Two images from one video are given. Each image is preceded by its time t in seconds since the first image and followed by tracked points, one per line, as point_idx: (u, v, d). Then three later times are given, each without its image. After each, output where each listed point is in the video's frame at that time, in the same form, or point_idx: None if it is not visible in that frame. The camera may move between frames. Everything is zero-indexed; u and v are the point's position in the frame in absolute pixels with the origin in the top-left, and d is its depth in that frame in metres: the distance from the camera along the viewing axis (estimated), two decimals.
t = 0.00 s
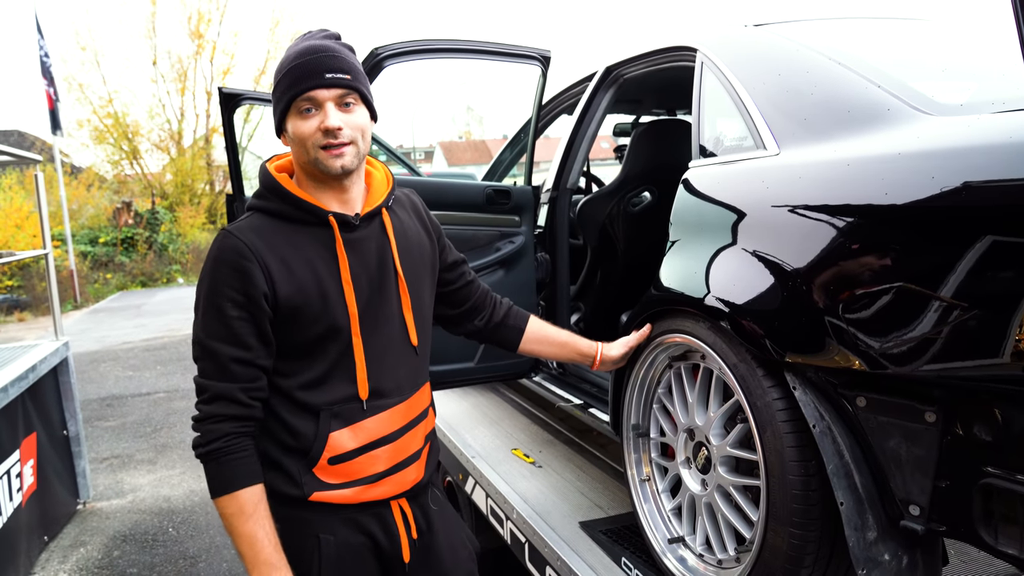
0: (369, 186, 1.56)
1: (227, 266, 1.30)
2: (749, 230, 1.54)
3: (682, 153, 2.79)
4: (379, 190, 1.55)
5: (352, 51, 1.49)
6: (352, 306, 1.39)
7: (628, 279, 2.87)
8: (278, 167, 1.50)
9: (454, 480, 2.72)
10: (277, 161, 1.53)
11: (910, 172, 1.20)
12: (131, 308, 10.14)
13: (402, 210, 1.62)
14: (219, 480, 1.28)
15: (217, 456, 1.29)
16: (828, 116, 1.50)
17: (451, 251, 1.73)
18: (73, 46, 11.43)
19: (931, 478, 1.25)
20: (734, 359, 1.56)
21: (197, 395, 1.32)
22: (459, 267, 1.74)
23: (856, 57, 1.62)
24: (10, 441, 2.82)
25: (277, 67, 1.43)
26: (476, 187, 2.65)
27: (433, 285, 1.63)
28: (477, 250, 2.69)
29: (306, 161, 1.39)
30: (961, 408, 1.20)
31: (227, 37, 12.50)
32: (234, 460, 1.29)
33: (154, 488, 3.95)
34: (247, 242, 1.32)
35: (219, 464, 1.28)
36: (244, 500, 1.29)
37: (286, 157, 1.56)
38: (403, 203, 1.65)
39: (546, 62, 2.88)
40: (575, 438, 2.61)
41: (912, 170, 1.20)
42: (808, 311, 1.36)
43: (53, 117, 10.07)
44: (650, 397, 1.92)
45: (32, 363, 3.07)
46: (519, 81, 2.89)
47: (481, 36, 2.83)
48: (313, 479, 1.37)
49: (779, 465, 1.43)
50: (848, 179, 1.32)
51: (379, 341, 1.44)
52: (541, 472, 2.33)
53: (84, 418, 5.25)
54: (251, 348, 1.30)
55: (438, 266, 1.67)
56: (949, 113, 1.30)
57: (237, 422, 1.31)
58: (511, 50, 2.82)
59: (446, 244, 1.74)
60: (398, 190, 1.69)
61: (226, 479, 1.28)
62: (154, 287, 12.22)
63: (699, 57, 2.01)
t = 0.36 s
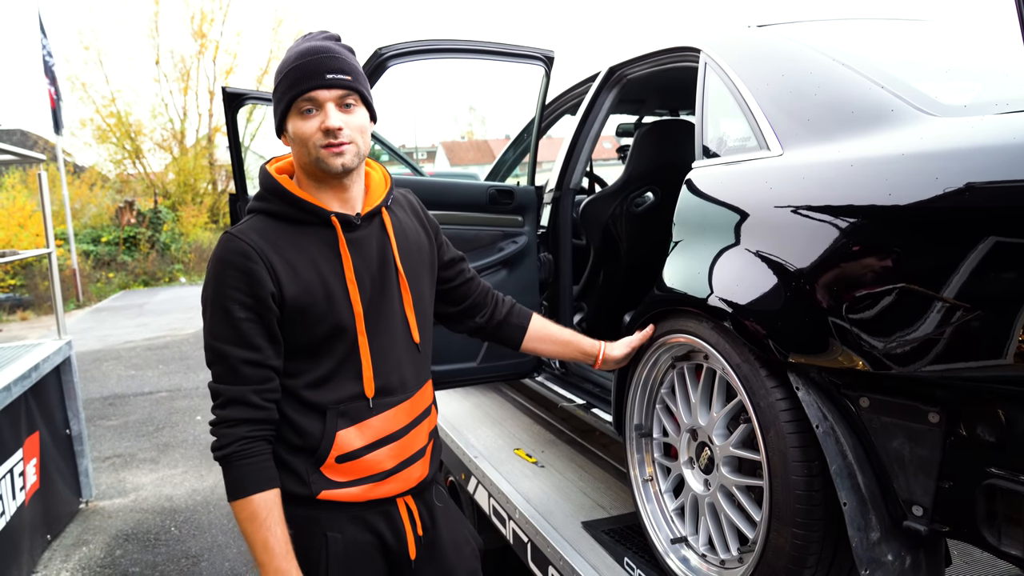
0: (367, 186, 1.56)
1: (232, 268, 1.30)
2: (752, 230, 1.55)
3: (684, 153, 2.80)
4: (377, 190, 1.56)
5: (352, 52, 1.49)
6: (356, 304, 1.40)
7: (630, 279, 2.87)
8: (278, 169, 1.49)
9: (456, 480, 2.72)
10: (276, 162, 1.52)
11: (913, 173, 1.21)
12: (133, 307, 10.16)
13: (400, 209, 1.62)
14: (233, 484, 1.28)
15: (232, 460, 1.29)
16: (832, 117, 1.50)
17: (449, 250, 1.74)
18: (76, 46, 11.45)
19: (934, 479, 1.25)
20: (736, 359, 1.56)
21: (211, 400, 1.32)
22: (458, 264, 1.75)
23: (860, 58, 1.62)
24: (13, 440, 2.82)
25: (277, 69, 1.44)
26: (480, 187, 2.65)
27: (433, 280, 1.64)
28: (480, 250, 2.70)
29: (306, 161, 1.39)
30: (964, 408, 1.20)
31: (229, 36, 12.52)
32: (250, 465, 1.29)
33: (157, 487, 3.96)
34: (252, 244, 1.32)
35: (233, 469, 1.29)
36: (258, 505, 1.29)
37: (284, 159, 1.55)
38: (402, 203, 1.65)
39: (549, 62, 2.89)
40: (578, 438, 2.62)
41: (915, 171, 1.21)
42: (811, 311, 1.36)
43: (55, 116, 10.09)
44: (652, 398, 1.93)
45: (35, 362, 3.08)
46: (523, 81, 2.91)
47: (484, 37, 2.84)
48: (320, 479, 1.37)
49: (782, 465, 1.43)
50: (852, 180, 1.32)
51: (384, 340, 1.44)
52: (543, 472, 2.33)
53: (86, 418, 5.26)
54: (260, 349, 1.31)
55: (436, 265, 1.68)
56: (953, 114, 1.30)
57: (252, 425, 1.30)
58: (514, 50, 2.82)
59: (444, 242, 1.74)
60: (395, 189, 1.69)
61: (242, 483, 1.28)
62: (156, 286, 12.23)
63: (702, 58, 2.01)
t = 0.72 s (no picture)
0: (367, 187, 1.56)
1: (232, 271, 1.30)
2: (752, 231, 1.55)
3: (683, 155, 2.80)
4: (378, 193, 1.56)
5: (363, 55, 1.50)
6: (356, 306, 1.40)
7: (630, 280, 2.87)
8: (278, 171, 1.50)
9: (456, 481, 2.73)
10: (276, 165, 1.52)
11: (913, 174, 1.21)
12: (133, 308, 10.16)
13: (400, 212, 1.63)
14: (236, 487, 1.29)
15: (234, 464, 1.29)
16: (831, 118, 1.50)
17: (447, 252, 1.74)
18: (76, 47, 11.47)
19: (933, 479, 1.25)
20: (736, 360, 1.56)
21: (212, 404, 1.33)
22: (456, 266, 1.75)
23: (859, 59, 1.63)
24: (13, 442, 2.83)
25: (295, 61, 1.41)
26: (480, 188, 2.66)
27: (432, 280, 1.64)
28: (480, 251, 2.70)
29: (322, 156, 1.38)
30: (963, 409, 1.20)
31: (229, 37, 12.53)
32: (253, 468, 1.30)
33: (157, 489, 3.96)
34: (252, 246, 1.32)
35: (235, 472, 1.29)
36: (260, 508, 1.30)
37: (284, 161, 1.56)
38: (401, 206, 1.66)
39: (549, 63, 2.89)
40: (578, 439, 2.62)
41: (914, 173, 1.21)
42: (810, 312, 1.36)
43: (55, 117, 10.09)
44: (652, 399, 1.93)
45: (35, 364, 3.08)
46: (523, 82, 2.92)
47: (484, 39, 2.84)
48: (319, 482, 1.38)
49: (782, 466, 1.43)
50: (851, 181, 1.32)
51: (384, 341, 1.45)
52: (544, 472, 2.33)
53: (86, 419, 5.26)
54: (261, 352, 1.31)
55: (435, 267, 1.68)
56: (952, 115, 1.31)
57: (253, 429, 1.31)
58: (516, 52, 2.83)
59: (443, 244, 1.75)
60: (394, 192, 1.69)
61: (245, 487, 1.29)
62: (156, 288, 12.23)
63: (702, 59, 2.01)
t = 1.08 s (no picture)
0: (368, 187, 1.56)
1: (229, 274, 1.30)
2: (752, 232, 1.55)
3: (683, 156, 2.80)
4: (379, 192, 1.56)
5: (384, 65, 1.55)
6: (357, 308, 1.40)
7: (630, 280, 2.87)
8: (279, 172, 1.51)
9: (456, 482, 2.73)
10: (275, 165, 1.53)
11: (912, 175, 1.21)
12: (133, 309, 10.17)
13: (401, 212, 1.63)
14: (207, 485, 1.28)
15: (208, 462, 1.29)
16: (831, 119, 1.50)
17: (447, 251, 1.75)
18: (76, 48, 11.48)
19: (933, 480, 1.25)
20: (736, 360, 1.56)
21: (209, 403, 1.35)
22: (456, 266, 1.75)
23: (859, 61, 1.63)
24: (13, 443, 2.83)
25: (337, 53, 1.40)
26: (479, 189, 2.67)
27: (432, 279, 1.64)
28: (479, 252, 2.70)
29: (362, 155, 1.39)
30: (963, 409, 1.20)
31: (229, 38, 12.54)
32: (226, 468, 1.27)
33: (157, 489, 3.96)
34: (251, 249, 1.32)
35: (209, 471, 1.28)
36: (230, 507, 1.25)
37: (285, 161, 1.56)
38: (401, 206, 1.65)
39: (548, 64, 2.89)
40: (578, 440, 2.62)
41: (913, 174, 1.21)
42: (810, 313, 1.36)
43: (55, 118, 10.09)
44: (652, 399, 1.93)
45: (35, 365, 3.08)
46: (523, 83, 2.93)
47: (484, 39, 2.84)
48: (319, 485, 1.38)
49: (781, 467, 1.44)
50: (850, 182, 1.32)
51: (385, 343, 1.45)
52: (543, 473, 2.34)
53: (86, 419, 5.26)
54: (253, 357, 1.30)
55: (436, 266, 1.69)
56: (951, 116, 1.31)
57: (249, 434, 1.30)
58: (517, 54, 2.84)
59: (443, 243, 1.75)
60: (395, 192, 1.69)
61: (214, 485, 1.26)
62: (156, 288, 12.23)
63: (701, 60, 2.02)
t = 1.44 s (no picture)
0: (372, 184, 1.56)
1: (228, 262, 1.31)
2: (752, 234, 1.55)
3: (683, 156, 2.80)
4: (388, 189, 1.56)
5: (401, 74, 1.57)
6: (359, 307, 1.41)
7: (630, 282, 2.87)
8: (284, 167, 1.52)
9: (456, 483, 2.73)
10: (283, 161, 1.54)
11: (912, 176, 1.21)
12: (133, 310, 10.17)
13: (406, 213, 1.63)
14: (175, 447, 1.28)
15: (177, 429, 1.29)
16: (831, 120, 1.50)
17: (451, 254, 1.75)
18: (76, 49, 11.48)
19: (932, 481, 1.25)
20: (736, 362, 1.56)
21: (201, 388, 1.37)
22: (460, 269, 1.76)
23: (858, 62, 1.63)
24: (13, 444, 2.83)
25: (363, 58, 1.41)
26: (479, 190, 2.67)
27: (434, 279, 1.64)
28: (479, 254, 2.70)
29: (380, 164, 1.41)
30: (963, 411, 1.20)
31: (229, 39, 12.54)
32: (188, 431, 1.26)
33: (156, 491, 3.96)
34: (254, 240, 1.33)
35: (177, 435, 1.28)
36: (193, 444, 1.23)
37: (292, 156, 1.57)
38: (406, 207, 1.65)
39: (548, 66, 2.89)
40: (577, 441, 2.62)
41: (913, 175, 1.21)
42: (810, 314, 1.36)
43: (54, 119, 10.09)
44: (652, 400, 1.93)
45: (35, 366, 3.08)
46: (522, 84, 2.93)
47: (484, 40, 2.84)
48: (319, 489, 1.37)
49: (781, 469, 1.44)
50: (850, 184, 1.32)
51: (388, 343, 1.45)
52: (543, 474, 2.34)
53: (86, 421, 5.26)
54: (241, 349, 1.30)
55: (439, 269, 1.69)
56: (951, 118, 1.31)
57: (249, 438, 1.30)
58: (512, 54, 2.84)
59: (447, 247, 1.76)
60: (400, 192, 1.69)
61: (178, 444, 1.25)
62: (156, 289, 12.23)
63: (701, 61, 2.01)
